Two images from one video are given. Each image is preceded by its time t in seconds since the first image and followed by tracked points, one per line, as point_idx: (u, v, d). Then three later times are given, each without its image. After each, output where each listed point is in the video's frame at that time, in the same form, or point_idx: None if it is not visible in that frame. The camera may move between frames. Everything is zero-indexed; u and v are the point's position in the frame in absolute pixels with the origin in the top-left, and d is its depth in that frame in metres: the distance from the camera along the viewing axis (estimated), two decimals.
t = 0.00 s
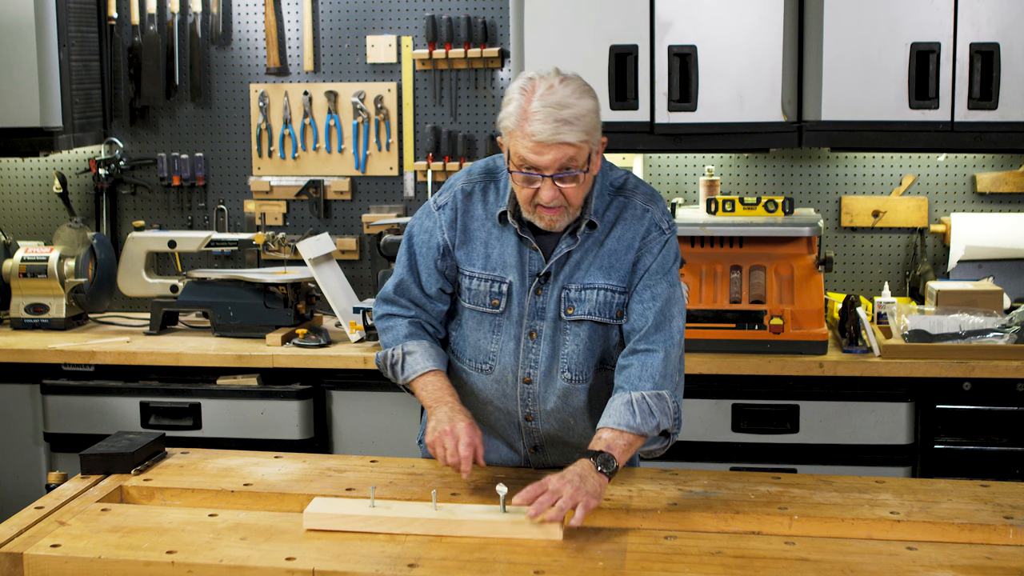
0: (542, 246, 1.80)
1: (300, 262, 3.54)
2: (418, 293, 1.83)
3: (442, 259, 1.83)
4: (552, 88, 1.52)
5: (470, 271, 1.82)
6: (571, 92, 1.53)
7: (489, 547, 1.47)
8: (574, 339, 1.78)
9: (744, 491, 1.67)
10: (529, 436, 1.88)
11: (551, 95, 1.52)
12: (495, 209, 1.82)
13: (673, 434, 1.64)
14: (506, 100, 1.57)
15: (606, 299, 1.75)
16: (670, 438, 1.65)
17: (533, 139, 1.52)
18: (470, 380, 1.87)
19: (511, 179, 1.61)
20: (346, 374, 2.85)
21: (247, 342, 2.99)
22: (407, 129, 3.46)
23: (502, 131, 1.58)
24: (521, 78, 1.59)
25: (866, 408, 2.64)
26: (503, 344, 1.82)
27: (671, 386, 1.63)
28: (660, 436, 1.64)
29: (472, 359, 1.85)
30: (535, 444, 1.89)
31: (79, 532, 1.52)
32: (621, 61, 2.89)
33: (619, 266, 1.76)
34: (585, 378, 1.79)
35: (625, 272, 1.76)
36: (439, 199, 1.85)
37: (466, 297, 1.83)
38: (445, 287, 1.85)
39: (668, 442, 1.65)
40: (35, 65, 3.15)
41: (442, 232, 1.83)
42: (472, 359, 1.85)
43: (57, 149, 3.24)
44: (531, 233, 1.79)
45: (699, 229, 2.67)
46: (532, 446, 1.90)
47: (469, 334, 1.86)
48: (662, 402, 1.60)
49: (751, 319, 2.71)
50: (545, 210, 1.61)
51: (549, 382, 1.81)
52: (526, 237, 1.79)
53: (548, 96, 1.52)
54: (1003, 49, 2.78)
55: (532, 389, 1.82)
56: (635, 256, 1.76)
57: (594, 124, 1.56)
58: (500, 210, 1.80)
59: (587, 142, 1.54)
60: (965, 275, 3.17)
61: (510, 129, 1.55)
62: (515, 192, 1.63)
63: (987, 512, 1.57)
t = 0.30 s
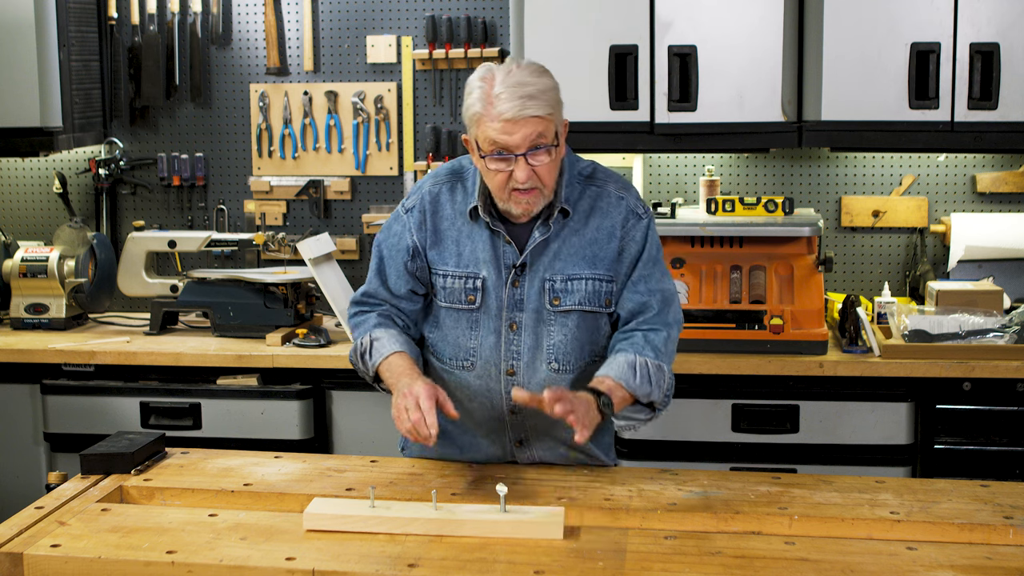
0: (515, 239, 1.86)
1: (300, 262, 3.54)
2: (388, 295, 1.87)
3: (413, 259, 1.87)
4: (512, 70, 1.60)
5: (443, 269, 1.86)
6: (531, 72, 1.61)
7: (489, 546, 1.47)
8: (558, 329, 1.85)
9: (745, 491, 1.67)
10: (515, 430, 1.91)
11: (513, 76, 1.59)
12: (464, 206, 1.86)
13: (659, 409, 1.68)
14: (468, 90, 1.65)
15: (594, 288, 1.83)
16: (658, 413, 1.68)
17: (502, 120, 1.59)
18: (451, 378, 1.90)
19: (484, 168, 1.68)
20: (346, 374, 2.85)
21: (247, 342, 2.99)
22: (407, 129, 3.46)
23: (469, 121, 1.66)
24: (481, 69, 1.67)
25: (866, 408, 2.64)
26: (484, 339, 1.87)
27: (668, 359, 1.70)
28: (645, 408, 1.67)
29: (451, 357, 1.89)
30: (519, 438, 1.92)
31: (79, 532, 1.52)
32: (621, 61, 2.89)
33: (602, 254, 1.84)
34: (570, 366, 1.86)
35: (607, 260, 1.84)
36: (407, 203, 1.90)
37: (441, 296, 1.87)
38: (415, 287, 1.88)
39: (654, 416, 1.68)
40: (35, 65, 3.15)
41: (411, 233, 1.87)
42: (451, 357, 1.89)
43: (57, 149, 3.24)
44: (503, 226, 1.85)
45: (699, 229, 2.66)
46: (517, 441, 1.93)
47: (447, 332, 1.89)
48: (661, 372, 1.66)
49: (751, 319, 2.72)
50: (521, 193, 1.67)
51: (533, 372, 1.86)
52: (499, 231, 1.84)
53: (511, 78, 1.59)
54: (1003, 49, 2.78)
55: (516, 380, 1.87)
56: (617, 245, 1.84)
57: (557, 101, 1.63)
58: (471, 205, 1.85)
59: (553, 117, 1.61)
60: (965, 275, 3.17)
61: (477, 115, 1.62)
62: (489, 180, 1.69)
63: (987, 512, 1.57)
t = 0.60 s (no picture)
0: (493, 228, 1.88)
1: (299, 262, 3.54)
2: (368, 294, 1.86)
3: (391, 256, 1.87)
4: (478, 53, 1.64)
5: (421, 264, 1.87)
6: (497, 55, 1.64)
7: (489, 546, 1.47)
8: (542, 314, 1.87)
9: (745, 491, 1.67)
10: (502, 419, 1.92)
11: (481, 59, 1.63)
12: (441, 200, 1.88)
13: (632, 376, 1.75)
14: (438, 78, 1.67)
15: (576, 271, 1.86)
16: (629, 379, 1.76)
17: (473, 101, 1.62)
18: (435, 373, 1.90)
19: (457, 155, 1.69)
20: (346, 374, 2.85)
21: (247, 342, 2.99)
22: (407, 130, 3.46)
23: (440, 110, 1.68)
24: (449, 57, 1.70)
25: (866, 408, 2.64)
26: (468, 330, 1.88)
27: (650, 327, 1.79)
28: (616, 368, 1.75)
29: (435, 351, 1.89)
30: (506, 428, 1.93)
31: (79, 532, 1.52)
32: (621, 60, 2.89)
33: (582, 239, 1.87)
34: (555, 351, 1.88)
35: (588, 244, 1.88)
36: (381, 203, 1.91)
37: (421, 290, 1.88)
38: (394, 284, 1.88)
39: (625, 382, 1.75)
40: (35, 65, 3.15)
41: (387, 232, 1.88)
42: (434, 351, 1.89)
43: (57, 149, 3.23)
44: (479, 215, 1.87)
45: (699, 229, 2.66)
46: (504, 431, 1.93)
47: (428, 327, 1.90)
48: (643, 337, 1.74)
49: (751, 319, 2.72)
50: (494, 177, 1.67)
51: (520, 358, 1.88)
52: (477, 220, 1.86)
53: (479, 61, 1.63)
54: (1003, 48, 2.78)
55: (503, 367, 1.88)
56: (594, 229, 1.88)
57: (525, 84, 1.66)
58: (448, 195, 1.86)
59: (521, 98, 1.64)
60: (965, 275, 3.17)
61: (448, 100, 1.65)
62: (463, 167, 1.69)
63: (987, 512, 1.57)
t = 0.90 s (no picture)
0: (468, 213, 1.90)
1: (299, 262, 3.54)
2: (349, 292, 1.87)
3: (369, 252, 1.88)
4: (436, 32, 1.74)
5: (400, 255, 1.88)
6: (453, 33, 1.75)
7: (489, 546, 1.47)
8: (525, 295, 1.88)
9: (745, 491, 1.67)
10: (491, 404, 1.93)
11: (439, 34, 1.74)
12: (416, 191, 1.89)
13: (600, 356, 1.80)
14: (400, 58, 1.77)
15: (555, 250, 1.88)
16: (596, 359, 1.80)
17: (434, 71, 1.71)
18: (422, 363, 1.91)
19: (424, 129, 1.77)
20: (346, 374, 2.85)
21: (246, 342, 2.99)
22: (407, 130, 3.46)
23: (404, 90, 1.77)
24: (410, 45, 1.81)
25: (866, 408, 2.64)
26: (451, 317, 1.88)
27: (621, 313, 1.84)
28: (587, 351, 1.79)
29: (420, 342, 1.90)
30: (496, 413, 1.93)
31: (79, 532, 1.52)
32: (621, 60, 2.89)
33: (558, 218, 1.89)
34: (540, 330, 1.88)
35: (564, 223, 1.90)
36: (355, 201, 1.91)
37: (401, 282, 1.89)
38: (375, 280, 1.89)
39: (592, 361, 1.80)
40: (35, 65, 3.15)
41: (363, 227, 1.88)
42: (420, 341, 1.90)
43: (57, 149, 3.23)
44: (454, 201, 1.89)
45: (699, 229, 2.66)
46: (494, 417, 1.93)
47: (412, 318, 1.90)
48: (612, 324, 1.77)
49: (751, 319, 2.71)
50: (462, 143, 1.74)
51: (506, 340, 1.89)
52: (453, 207, 1.88)
53: (437, 36, 1.73)
54: (1003, 48, 2.78)
55: (490, 351, 1.89)
56: (568, 207, 1.91)
57: (484, 56, 1.76)
58: (422, 183, 1.87)
59: (480, 67, 1.73)
60: (965, 275, 3.17)
61: (410, 74, 1.74)
62: (431, 140, 1.77)
63: (987, 512, 1.57)
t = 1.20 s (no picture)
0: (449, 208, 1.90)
1: (300, 262, 3.54)
2: (334, 294, 1.87)
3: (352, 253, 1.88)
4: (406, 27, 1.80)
5: (383, 254, 1.89)
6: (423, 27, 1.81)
7: (489, 546, 1.47)
8: (510, 287, 1.88)
9: (745, 491, 1.67)
10: (482, 400, 1.91)
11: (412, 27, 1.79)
12: (397, 189, 1.90)
13: (584, 347, 1.83)
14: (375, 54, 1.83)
15: (537, 241, 1.89)
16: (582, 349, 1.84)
17: (406, 59, 1.76)
18: (412, 362, 1.91)
19: (400, 119, 1.80)
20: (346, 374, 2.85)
21: (247, 342, 2.99)
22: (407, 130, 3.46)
23: (379, 84, 1.82)
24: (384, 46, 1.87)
25: (866, 408, 2.64)
26: (439, 313, 1.89)
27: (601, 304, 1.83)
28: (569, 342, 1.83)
29: (408, 340, 1.91)
30: (488, 408, 1.92)
31: (79, 532, 1.52)
32: (621, 61, 2.89)
33: (539, 210, 1.90)
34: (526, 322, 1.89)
35: (545, 215, 1.91)
36: (336, 205, 1.92)
37: (386, 281, 1.90)
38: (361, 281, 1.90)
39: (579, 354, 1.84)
40: (35, 65, 3.15)
41: (345, 229, 1.89)
42: (408, 340, 1.91)
43: (57, 149, 3.23)
44: (435, 196, 1.90)
45: (699, 229, 2.66)
46: (485, 412, 1.92)
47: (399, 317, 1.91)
48: (593, 314, 1.78)
49: (751, 319, 2.71)
50: (436, 128, 1.76)
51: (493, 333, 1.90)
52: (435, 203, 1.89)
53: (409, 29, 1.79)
54: (1003, 48, 2.78)
55: (479, 345, 1.90)
56: (549, 199, 1.92)
57: (457, 47, 1.81)
58: (404, 178, 1.88)
59: (451, 54, 1.78)
60: (965, 275, 3.17)
61: (384, 65, 1.78)
62: (407, 130, 1.80)
63: (987, 512, 1.57)
